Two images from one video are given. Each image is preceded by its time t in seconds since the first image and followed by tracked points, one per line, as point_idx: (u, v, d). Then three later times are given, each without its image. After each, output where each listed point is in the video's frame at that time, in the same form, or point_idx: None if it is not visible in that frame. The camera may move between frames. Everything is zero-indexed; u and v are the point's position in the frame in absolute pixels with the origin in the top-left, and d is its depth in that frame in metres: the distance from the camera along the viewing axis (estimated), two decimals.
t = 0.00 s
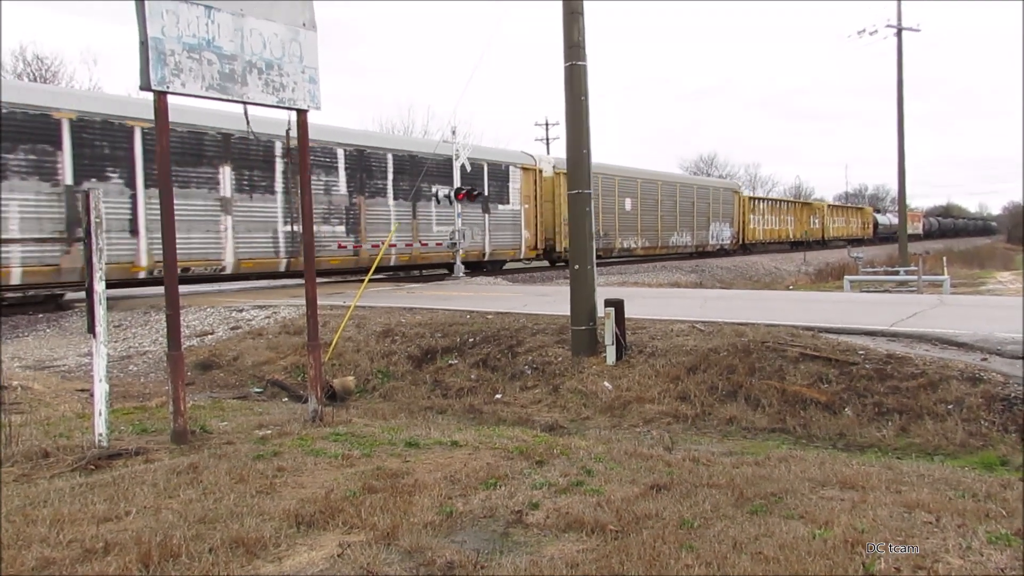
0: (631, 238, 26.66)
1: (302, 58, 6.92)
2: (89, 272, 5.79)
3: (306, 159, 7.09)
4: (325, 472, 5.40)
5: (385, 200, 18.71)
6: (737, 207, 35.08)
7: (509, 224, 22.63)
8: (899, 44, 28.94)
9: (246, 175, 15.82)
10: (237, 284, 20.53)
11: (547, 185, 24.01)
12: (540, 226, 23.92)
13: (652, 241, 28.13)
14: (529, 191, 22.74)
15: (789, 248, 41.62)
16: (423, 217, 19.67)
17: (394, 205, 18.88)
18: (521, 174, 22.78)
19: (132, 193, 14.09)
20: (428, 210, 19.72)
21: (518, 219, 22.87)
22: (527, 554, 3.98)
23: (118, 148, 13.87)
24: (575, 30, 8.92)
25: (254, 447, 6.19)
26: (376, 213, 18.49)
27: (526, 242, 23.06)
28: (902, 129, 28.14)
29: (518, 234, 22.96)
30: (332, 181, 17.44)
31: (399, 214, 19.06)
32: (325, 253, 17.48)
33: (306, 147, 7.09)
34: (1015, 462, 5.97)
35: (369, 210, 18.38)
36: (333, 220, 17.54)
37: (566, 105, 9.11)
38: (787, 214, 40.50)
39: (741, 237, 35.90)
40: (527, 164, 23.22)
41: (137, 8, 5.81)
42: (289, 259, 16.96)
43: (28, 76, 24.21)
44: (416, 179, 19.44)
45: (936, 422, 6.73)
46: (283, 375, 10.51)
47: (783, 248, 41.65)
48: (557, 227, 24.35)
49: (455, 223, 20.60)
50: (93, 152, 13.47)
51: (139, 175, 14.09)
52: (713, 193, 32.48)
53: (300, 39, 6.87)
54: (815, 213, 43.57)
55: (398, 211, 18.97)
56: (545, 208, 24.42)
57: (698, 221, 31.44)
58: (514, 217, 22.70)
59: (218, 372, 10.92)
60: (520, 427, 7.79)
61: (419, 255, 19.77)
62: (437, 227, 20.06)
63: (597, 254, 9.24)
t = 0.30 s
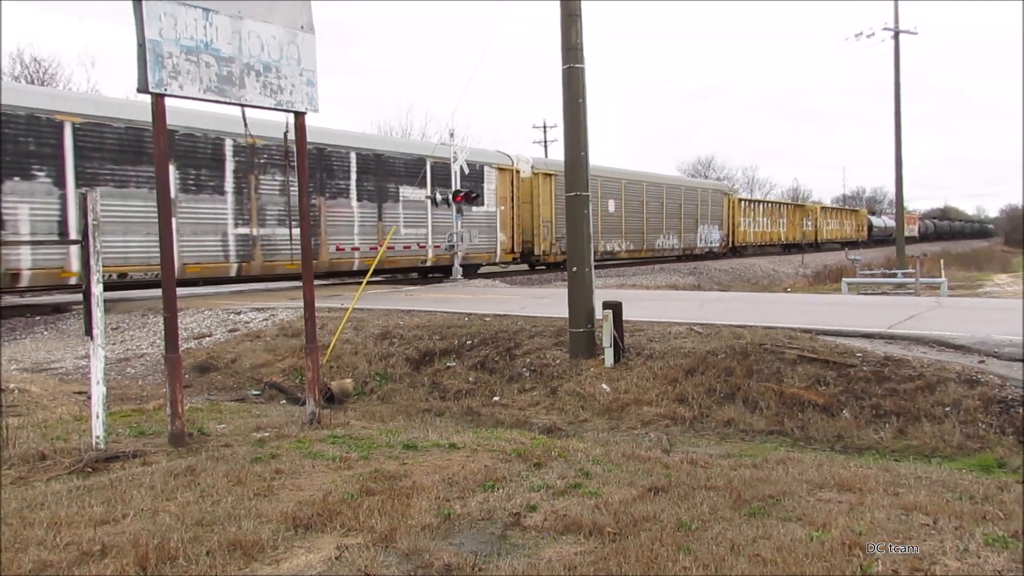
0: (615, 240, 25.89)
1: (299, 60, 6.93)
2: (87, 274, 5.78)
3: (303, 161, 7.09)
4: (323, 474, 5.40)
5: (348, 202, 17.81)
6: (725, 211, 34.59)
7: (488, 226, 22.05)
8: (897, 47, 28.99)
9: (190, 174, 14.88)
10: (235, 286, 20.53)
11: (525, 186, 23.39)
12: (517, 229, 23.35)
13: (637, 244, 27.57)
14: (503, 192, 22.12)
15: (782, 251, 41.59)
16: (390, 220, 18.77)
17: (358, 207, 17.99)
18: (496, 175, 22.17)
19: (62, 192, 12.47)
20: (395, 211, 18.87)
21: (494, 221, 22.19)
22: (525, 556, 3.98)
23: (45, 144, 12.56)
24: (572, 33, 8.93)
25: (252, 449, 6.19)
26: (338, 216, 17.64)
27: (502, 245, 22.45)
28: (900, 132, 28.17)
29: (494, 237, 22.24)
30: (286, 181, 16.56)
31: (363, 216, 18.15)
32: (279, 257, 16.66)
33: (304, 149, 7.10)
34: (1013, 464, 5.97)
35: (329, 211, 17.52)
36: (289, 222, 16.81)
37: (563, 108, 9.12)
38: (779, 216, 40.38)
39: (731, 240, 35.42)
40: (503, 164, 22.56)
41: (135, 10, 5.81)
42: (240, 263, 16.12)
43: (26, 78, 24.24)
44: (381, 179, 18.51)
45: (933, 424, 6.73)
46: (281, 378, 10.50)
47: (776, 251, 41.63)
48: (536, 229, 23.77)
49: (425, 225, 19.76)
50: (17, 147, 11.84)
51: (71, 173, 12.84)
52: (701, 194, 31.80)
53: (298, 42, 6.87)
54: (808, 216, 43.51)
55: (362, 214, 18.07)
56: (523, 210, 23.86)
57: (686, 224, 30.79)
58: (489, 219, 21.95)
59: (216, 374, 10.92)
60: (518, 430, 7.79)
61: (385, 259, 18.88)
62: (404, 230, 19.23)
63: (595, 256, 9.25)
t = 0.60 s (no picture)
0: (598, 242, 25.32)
1: (298, 62, 6.93)
2: (85, 276, 5.78)
3: (301, 164, 7.09)
4: (321, 477, 5.39)
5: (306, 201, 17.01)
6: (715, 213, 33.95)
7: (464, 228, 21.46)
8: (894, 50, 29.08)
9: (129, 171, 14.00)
10: (233, 288, 20.52)
11: (501, 186, 22.85)
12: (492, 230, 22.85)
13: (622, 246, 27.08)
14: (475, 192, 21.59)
15: (775, 254, 41.55)
16: (353, 221, 18.02)
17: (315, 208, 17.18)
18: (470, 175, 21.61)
19: None
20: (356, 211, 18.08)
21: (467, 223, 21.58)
22: (523, 558, 3.98)
23: None
24: (570, 35, 8.94)
25: (250, 451, 6.19)
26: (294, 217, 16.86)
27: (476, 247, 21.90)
28: (898, 134, 28.24)
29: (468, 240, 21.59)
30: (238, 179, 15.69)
31: (323, 217, 17.38)
32: (230, 261, 15.80)
33: (303, 152, 7.10)
34: (1010, 466, 5.98)
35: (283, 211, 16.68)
36: (241, 223, 15.94)
37: (562, 110, 9.13)
38: (772, 219, 40.26)
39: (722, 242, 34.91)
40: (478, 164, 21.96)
41: (133, 12, 5.81)
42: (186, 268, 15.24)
43: (24, 81, 24.25)
44: (366, 180, 18.17)
45: (931, 426, 6.74)
46: (279, 380, 10.49)
47: (769, 254, 41.54)
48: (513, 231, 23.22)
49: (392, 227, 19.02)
50: None
51: None
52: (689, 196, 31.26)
53: (296, 44, 6.87)
54: (801, 218, 43.45)
55: (323, 215, 17.28)
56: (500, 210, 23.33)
57: (673, 225, 30.22)
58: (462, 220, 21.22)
59: (214, 376, 10.91)
60: (517, 432, 7.78)
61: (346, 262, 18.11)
62: (369, 232, 18.46)
63: (593, 258, 9.26)
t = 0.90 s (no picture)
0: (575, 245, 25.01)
1: (296, 64, 6.93)
2: (82, 278, 5.76)
3: (299, 165, 7.09)
4: (319, 479, 5.39)
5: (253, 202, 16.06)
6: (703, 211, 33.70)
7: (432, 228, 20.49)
8: (892, 53, 29.19)
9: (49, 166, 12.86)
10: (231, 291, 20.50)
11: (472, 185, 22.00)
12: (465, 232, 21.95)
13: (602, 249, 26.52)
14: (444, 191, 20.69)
15: (767, 256, 41.52)
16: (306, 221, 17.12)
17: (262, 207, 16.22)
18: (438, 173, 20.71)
19: None
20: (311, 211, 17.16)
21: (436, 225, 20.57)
22: (520, 560, 3.98)
23: None
24: (569, 37, 8.96)
25: (248, 453, 6.18)
26: (238, 217, 15.86)
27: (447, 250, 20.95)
28: (895, 137, 28.31)
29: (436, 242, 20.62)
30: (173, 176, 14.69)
31: (271, 218, 16.45)
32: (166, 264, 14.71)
33: (301, 153, 7.09)
34: (1007, 468, 6.00)
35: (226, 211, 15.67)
36: (178, 223, 14.89)
37: (560, 112, 9.14)
38: (762, 221, 40.18)
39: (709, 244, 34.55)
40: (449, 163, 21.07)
41: (131, 14, 5.81)
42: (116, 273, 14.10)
43: (21, 82, 24.24)
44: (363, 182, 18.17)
45: (929, 428, 6.75)
46: (277, 381, 10.48)
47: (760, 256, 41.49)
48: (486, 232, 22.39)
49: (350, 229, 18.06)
50: None
51: None
52: (674, 196, 30.74)
53: (294, 46, 6.88)
54: (794, 220, 43.54)
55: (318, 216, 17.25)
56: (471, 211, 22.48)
57: (658, 227, 29.66)
58: (429, 220, 20.21)
59: (211, 378, 10.89)
60: (514, 434, 7.77)
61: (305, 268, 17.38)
62: (325, 233, 17.50)
63: (591, 260, 9.26)
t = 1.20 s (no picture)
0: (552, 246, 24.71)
1: (294, 64, 6.92)
2: (78, 278, 5.75)
3: (297, 166, 7.08)
4: (316, 479, 5.39)
5: (199, 200, 15.35)
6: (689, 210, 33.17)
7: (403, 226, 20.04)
8: (889, 54, 29.22)
9: None
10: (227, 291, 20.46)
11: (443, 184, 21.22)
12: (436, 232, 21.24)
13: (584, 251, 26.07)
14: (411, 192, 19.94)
15: (757, 258, 41.40)
16: (257, 222, 16.45)
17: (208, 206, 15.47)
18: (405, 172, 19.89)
19: None
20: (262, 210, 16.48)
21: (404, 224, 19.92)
22: (517, 561, 3.98)
23: None
24: (567, 38, 8.97)
25: (244, 454, 6.17)
26: (180, 216, 15.09)
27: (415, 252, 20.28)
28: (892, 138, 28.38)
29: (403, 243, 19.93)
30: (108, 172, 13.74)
31: (221, 217, 15.72)
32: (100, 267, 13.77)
33: (298, 154, 7.09)
34: (1003, 469, 6.01)
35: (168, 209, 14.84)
36: (113, 223, 13.91)
37: (557, 113, 9.15)
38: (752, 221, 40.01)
39: (696, 245, 34.13)
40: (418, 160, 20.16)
41: (128, 14, 5.81)
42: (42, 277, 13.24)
43: (18, 83, 24.21)
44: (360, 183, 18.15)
45: (925, 429, 6.76)
46: (274, 382, 10.48)
47: (752, 257, 41.41)
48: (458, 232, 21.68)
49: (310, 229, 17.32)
50: None
51: None
52: (659, 196, 30.15)
53: (291, 46, 6.87)
54: (786, 221, 43.50)
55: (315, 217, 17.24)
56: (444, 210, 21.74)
57: (643, 227, 29.12)
58: (395, 219, 19.57)
59: (208, 379, 10.86)
60: (511, 435, 7.78)
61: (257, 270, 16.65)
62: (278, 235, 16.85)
63: (589, 261, 9.27)
